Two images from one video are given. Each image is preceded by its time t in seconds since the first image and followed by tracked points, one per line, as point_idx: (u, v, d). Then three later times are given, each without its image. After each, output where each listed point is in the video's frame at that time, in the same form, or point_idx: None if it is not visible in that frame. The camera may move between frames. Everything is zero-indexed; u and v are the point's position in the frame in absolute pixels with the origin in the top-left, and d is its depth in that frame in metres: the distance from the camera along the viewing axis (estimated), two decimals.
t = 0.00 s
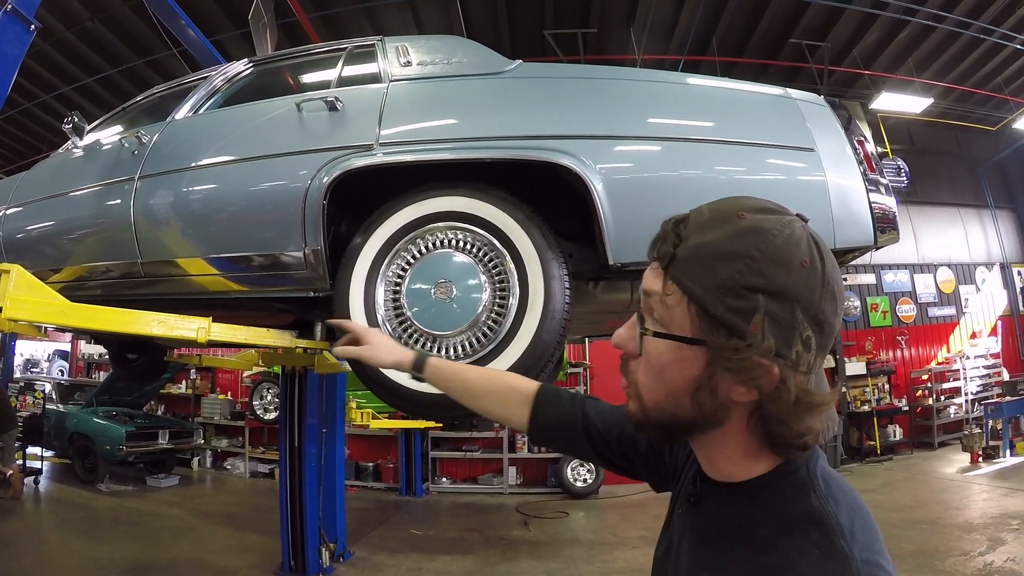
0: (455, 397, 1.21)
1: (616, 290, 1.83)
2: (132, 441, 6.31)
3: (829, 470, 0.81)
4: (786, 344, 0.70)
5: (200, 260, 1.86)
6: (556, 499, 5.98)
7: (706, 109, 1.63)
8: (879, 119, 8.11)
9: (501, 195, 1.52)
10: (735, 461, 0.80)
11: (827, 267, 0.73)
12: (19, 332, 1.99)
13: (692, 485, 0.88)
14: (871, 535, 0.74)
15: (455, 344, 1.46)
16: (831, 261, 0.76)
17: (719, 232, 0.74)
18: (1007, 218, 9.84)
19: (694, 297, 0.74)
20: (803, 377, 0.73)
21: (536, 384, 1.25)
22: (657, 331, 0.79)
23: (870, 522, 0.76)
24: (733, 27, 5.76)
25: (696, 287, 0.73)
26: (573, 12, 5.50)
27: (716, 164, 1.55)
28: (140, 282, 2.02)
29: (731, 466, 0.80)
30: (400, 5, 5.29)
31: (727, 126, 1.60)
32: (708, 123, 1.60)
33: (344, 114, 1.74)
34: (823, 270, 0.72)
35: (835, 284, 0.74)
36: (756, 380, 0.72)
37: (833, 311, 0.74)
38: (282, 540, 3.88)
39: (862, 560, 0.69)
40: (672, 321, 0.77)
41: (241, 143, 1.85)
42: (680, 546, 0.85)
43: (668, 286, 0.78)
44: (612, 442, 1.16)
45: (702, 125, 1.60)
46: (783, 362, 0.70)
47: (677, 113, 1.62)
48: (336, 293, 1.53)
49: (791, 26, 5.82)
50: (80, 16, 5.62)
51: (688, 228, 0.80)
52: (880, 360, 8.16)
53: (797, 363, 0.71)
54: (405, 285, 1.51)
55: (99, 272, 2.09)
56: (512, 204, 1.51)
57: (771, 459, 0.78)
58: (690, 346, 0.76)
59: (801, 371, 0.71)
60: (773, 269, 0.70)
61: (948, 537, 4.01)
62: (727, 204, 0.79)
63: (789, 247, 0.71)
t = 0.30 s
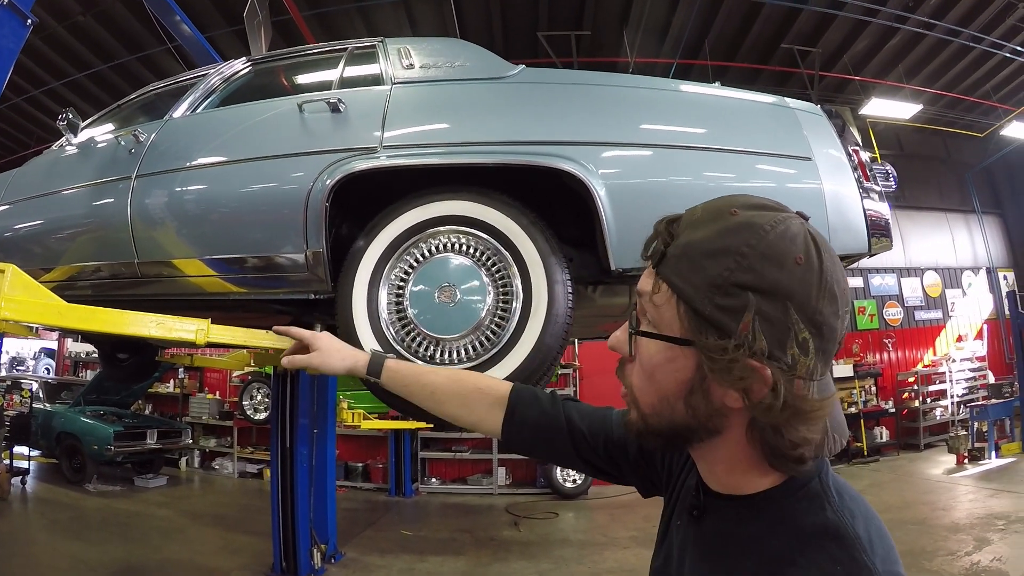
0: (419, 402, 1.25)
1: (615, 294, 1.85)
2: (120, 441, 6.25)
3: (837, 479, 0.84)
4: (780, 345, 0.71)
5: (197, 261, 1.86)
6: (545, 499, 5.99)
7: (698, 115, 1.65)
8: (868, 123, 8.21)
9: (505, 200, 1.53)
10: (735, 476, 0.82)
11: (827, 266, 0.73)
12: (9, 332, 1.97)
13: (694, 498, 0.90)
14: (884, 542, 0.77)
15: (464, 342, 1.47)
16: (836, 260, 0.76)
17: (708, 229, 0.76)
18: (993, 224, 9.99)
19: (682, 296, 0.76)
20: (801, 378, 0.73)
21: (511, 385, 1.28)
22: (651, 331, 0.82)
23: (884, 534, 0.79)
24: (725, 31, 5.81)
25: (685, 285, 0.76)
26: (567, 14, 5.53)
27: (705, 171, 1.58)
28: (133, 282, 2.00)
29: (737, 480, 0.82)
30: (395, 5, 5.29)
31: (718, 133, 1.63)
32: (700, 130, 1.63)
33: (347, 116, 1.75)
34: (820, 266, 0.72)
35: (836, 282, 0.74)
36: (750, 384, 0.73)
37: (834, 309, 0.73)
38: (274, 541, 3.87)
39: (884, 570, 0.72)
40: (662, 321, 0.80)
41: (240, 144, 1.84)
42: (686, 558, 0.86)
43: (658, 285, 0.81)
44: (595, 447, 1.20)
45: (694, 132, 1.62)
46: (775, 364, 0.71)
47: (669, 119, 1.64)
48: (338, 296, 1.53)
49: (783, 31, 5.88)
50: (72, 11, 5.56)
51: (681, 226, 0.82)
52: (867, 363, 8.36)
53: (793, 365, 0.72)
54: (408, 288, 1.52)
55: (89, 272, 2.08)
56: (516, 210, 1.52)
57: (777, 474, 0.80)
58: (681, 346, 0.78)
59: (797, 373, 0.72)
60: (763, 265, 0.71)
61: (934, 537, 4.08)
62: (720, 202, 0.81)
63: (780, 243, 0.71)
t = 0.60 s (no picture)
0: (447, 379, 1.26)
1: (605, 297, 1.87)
2: (98, 440, 6.13)
3: (838, 481, 0.85)
4: (785, 343, 0.72)
5: (183, 258, 1.83)
6: (525, 500, 6.00)
7: (684, 121, 1.68)
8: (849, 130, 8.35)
9: (500, 203, 1.54)
10: (736, 473, 0.84)
11: (830, 266, 0.74)
12: None
13: (698, 497, 0.92)
14: (882, 545, 0.77)
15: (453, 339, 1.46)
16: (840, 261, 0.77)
17: (716, 228, 0.77)
18: (970, 231, 10.23)
19: (689, 291, 0.78)
20: (807, 375, 0.74)
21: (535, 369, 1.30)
22: (658, 328, 0.83)
23: (884, 536, 0.79)
24: (711, 36, 5.87)
25: (692, 281, 0.77)
26: (555, 16, 5.55)
27: (688, 176, 1.61)
28: (115, 279, 1.96)
29: (741, 477, 0.84)
30: (382, 4, 5.26)
31: (703, 139, 1.66)
32: (685, 136, 1.65)
33: (343, 115, 1.74)
34: (824, 266, 0.73)
35: (840, 281, 0.76)
36: (753, 380, 0.75)
37: (838, 308, 0.74)
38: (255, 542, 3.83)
39: (873, 572, 0.72)
40: (668, 315, 0.82)
41: (229, 141, 1.83)
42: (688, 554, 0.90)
43: (666, 281, 0.83)
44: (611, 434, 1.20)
45: (679, 138, 1.65)
46: (779, 361, 0.72)
47: (654, 125, 1.66)
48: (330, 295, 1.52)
49: (769, 37, 5.96)
50: None
51: (689, 225, 0.84)
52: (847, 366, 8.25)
53: (798, 362, 0.73)
54: (402, 289, 1.52)
55: (68, 268, 2.04)
56: (510, 212, 1.53)
57: (776, 474, 0.82)
58: (687, 340, 0.79)
59: (803, 371, 0.73)
60: (768, 263, 0.72)
61: (912, 537, 4.17)
62: (728, 201, 0.82)
63: (786, 243, 0.73)
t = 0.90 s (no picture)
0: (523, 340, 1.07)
1: (589, 301, 1.88)
2: (68, 438, 5.99)
3: (846, 470, 0.83)
4: (803, 339, 0.73)
5: (167, 256, 1.80)
6: (499, 501, 6.03)
7: (664, 130, 1.72)
8: (825, 138, 8.54)
9: (490, 207, 1.55)
10: (752, 456, 0.84)
11: (856, 284, 0.75)
12: None
13: (725, 477, 0.90)
14: (876, 528, 0.77)
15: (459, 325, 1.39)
16: (869, 281, 0.78)
17: (759, 233, 0.80)
18: (940, 240, 10.52)
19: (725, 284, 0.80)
20: (818, 377, 0.74)
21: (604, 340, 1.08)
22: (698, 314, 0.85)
23: (881, 522, 0.79)
24: (691, 43, 5.99)
25: (730, 274, 0.79)
26: (537, 19, 5.60)
27: (664, 183, 1.65)
28: (94, 275, 1.92)
29: (754, 458, 0.84)
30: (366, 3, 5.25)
31: (681, 148, 1.71)
32: (664, 144, 1.70)
33: (334, 114, 1.75)
34: (854, 281, 0.74)
35: (861, 296, 0.75)
36: (770, 367, 0.76)
37: (857, 322, 0.74)
38: (231, 542, 3.78)
39: (862, 553, 0.72)
40: (709, 303, 0.84)
41: (214, 138, 1.81)
42: (708, 528, 0.87)
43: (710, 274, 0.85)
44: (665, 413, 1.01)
45: (658, 146, 1.69)
46: (794, 354, 0.73)
47: (635, 133, 1.70)
48: (319, 296, 1.52)
49: (748, 47, 6.09)
50: None
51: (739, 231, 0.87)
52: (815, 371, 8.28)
53: (809, 361, 0.73)
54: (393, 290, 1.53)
55: (44, 263, 1.99)
56: (500, 217, 1.55)
57: (787, 459, 0.81)
58: (718, 327, 0.81)
59: (813, 369, 0.73)
60: (795, 268, 0.74)
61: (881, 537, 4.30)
62: (776, 219, 0.85)
63: (817, 253, 0.75)
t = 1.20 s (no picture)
0: (617, 323, 1.25)
1: (575, 305, 1.96)
2: (43, 437, 5.88)
3: (863, 462, 0.87)
4: (807, 337, 0.82)
5: (155, 256, 1.79)
6: (478, 501, 6.05)
7: (645, 138, 1.77)
8: (803, 145, 8.70)
9: (482, 212, 1.58)
10: (783, 441, 0.92)
11: (867, 296, 0.82)
12: None
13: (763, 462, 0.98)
14: (887, 514, 0.79)
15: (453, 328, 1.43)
16: (882, 299, 0.85)
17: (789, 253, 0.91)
18: (914, 246, 10.77)
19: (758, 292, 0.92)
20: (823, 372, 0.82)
21: (681, 331, 1.22)
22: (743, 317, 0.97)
23: (891, 508, 0.81)
24: (673, 50, 6.08)
25: (759, 284, 0.91)
26: (520, 22, 5.64)
27: (643, 189, 1.69)
28: (76, 274, 1.90)
29: (784, 444, 0.91)
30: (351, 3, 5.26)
31: (661, 156, 1.75)
32: (644, 152, 1.74)
33: (328, 116, 1.76)
34: (862, 293, 0.82)
35: (869, 305, 0.82)
36: (784, 361, 0.85)
37: (862, 327, 0.81)
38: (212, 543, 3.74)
39: (867, 527, 0.76)
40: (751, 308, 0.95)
41: (204, 137, 1.81)
42: (746, 521, 0.94)
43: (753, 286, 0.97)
44: (720, 398, 1.12)
45: (638, 153, 1.74)
46: (800, 350, 0.83)
47: (616, 141, 1.74)
48: (311, 298, 1.53)
49: (728, 55, 6.21)
50: None
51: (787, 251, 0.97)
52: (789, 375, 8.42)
53: (811, 356, 0.82)
54: (385, 294, 1.55)
55: (23, 260, 1.96)
56: (492, 222, 1.58)
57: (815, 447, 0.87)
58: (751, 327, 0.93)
59: (815, 363, 0.81)
60: (805, 279, 0.84)
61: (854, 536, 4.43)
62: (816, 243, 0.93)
63: (828, 268, 0.84)
